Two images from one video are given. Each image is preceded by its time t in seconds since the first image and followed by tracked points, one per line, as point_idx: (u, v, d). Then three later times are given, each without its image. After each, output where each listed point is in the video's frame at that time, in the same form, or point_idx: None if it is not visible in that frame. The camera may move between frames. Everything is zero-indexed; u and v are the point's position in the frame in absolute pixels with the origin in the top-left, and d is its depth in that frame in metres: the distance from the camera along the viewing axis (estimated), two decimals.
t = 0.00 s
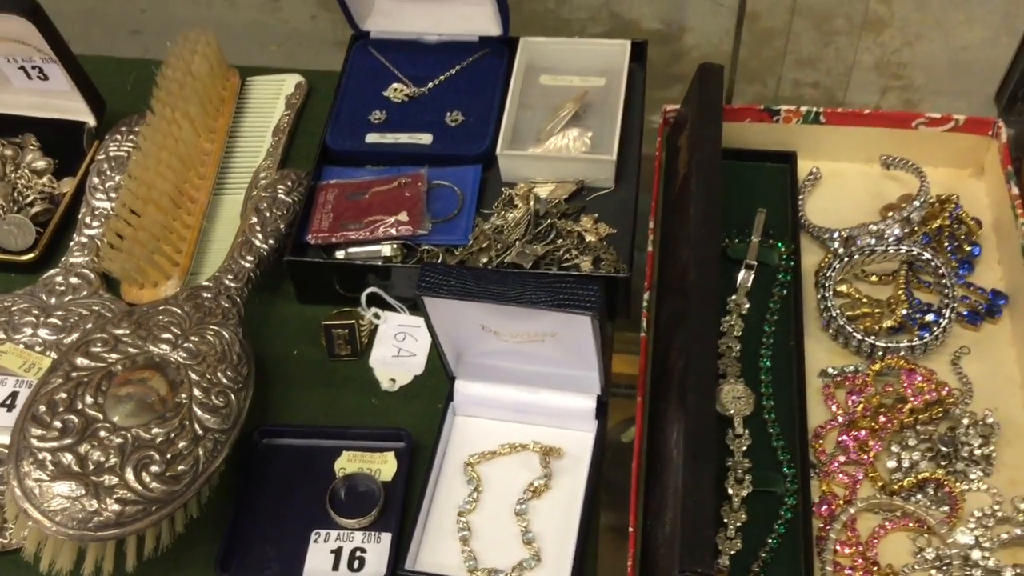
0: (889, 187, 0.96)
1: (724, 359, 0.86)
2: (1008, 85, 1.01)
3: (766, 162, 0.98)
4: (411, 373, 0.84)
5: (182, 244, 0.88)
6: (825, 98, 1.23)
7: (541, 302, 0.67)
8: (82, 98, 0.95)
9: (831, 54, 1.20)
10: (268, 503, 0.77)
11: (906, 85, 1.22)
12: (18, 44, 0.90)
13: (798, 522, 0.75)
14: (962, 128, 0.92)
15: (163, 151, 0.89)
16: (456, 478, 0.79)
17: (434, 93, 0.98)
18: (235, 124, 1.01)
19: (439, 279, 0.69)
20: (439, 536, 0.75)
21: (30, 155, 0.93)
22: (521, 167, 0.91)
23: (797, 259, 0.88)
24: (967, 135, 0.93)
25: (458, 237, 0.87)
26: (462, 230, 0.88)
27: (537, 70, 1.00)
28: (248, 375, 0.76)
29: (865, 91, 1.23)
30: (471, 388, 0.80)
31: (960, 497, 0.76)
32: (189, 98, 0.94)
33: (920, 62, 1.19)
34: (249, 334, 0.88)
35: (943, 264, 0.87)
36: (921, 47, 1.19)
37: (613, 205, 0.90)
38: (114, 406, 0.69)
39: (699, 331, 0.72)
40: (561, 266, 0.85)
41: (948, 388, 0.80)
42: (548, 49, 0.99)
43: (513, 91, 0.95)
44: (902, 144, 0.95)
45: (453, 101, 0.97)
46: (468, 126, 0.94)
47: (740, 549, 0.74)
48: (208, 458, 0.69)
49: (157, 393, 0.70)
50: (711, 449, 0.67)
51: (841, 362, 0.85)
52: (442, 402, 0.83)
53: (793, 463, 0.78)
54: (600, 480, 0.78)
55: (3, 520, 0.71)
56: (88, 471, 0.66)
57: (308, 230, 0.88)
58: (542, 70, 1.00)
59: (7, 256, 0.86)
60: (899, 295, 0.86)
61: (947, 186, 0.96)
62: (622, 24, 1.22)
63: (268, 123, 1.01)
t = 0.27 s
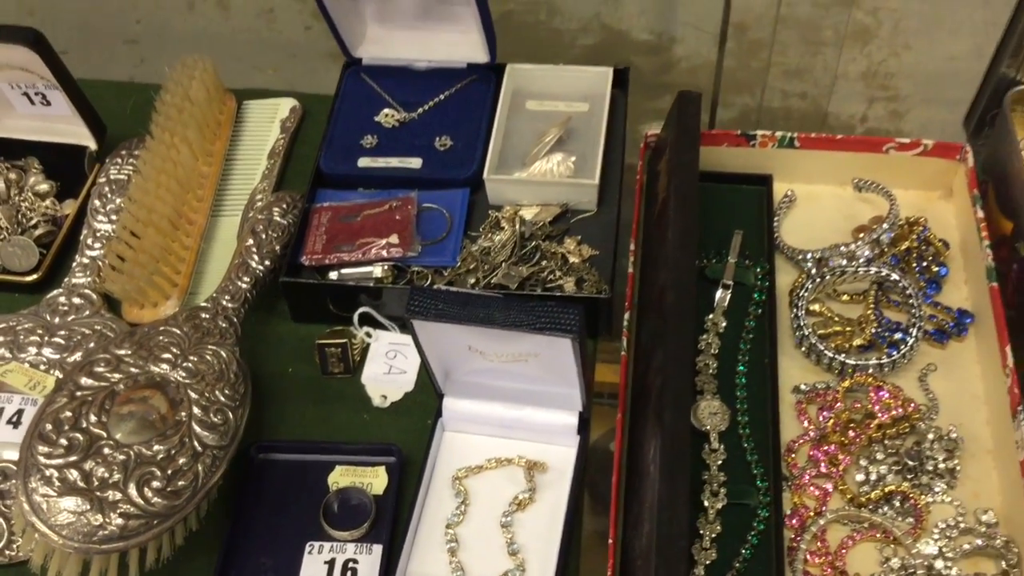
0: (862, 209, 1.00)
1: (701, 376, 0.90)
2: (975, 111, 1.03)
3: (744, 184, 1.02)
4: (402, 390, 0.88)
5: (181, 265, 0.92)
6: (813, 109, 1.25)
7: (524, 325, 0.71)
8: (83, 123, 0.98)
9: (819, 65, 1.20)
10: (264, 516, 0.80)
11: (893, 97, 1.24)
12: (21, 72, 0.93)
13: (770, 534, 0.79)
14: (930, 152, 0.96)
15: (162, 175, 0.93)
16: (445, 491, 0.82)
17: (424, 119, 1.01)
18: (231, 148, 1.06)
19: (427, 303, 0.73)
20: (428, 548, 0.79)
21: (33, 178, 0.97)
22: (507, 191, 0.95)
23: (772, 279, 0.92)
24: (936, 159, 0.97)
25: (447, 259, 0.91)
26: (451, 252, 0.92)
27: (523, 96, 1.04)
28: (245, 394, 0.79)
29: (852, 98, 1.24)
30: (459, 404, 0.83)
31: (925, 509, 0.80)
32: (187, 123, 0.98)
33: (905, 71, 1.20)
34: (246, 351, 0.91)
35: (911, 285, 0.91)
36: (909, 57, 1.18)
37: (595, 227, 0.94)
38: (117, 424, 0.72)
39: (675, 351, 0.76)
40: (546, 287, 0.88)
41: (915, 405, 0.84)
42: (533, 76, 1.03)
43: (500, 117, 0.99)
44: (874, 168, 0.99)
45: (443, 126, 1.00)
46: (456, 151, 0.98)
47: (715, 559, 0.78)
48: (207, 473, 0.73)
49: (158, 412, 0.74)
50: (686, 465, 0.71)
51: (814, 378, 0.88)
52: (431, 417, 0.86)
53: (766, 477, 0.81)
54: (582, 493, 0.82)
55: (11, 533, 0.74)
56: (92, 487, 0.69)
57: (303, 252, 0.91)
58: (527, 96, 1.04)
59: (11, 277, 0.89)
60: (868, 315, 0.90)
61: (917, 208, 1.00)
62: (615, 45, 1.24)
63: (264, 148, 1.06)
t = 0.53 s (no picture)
0: (839, 213, 1.03)
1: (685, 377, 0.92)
2: (949, 118, 1.06)
3: (726, 190, 1.05)
4: (394, 393, 0.90)
5: (176, 272, 0.94)
6: (796, 110, 1.27)
7: (512, 332, 0.73)
8: (78, 132, 1.00)
9: (800, 65, 1.24)
10: (260, 518, 0.82)
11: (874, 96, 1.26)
12: (16, 83, 0.94)
13: (753, 530, 0.81)
14: (906, 158, 0.99)
15: (157, 184, 0.95)
16: (437, 492, 0.85)
17: (413, 127, 1.03)
18: (223, 155, 1.08)
19: (419, 310, 0.75)
20: (421, 547, 0.81)
21: (28, 187, 0.98)
22: (495, 198, 0.97)
23: (753, 283, 0.95)
24: (912, 165, 0.99)
25: (437, 265, 0.94)
26: (441, 258, 0.94)
27: (509, 104, 1.06)
28: (241, 399, 0.81)
29: (833, 98, 1.27)
30: (450, 407, 0.86)
31: (902, 505, 0.83)
32: (180, 132, 1.00)
33: (887, 70, 1.24)
34: (240, 356, 0.93)
35: (888, 288, 0.94)
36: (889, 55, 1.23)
37: (581, 233, 0.96)
38: (117, 429, 0.74)
39: (660, 355, 0.79)
40: (533, 292, 0.90)
41: (892, 404, 0.87)
42: (520, 85, 1.05)
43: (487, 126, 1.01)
44: (852, 174, 1.02)
45: (432, 134, 1.03)
46: (445, 159, 1.00)
47: (700, 555, 0.80)
48: (204, 476, 0.74)
49: (156, 417, 0.75)
50: (671, 464, 0.74)
51: (794, 379, 0.91)
52: (423, 420, 0.88)
53: (749, 476, 0.84)
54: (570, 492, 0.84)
55: (13, 536, 0.76)
56: (94, 491, 0.71)
57: (296, 259, 0.93)
58: (514, 104, 1.06)
59: (9, 285, 0.91)
60: (846, 317, 0.93)
61: (894, 212, 1.03)
62: (598, 46, 1.29)
63: (255, 156, 1.08)
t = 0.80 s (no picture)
0: (813, 207, 1.05)
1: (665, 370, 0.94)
2: (918, 112, 1.09)
3: (702, 185, 1.07)
4: (381, 390, 0.91)
5: (162, 274, 0.94)
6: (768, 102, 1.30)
7: (498, 329, 0.75)
8: (60, 136, 1.01)
9: (771, 56, 1.25)
10: (252, 516, 0.84)
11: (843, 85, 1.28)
12: None
13: (733, 518, 0.84)
14: (876, 152, 1.02)
15: (142, 186, 0.95)
16: (425, 487, 0.86)
17: (394, 127, 1.05)
18: (206, 156, 1.08)
19: (406, 310, 0.77)
20: (411, 541, 0.83)
21: (12, 191, 0.99)
22: (477, 197, 0.99)
23: (730, 277, 0.97)
24: (882, 159, 1.03)
25: (422, 263, 0.95)
26: (425, 256, 0.96)
27: (489, 103, 1.08)
28: (231, 399, 0.82)
29: (804, 87, 1.28)
30: (437, 403, 0.87)
31: (877, 491, 0.85)
32: (163, 134, 1.01)
33: (856, 59, 1.25)
34: (228, 356, 0.94)
35: (861, 280, 0.97)
36: (857, 44, 1.24)
37: (562, 230, 0.98)
38: (110, 431, 0.75)
39: (642, 349, 0.81)
40: (516, 289, 0.93)
41: (865, 393, 0.89)
42: (498, 84, 1.07)
43: (468, 125, 1.02)
44: (824, 169, 1.05)
45: (414, 134, 1.04)
46: (427, 158, 1.01)
47: (682, 543, 0.83)
48: (197, 476, 0.76)
49: (147, 418, 0.77)
50: (654, 456, 0.76)
51: (771, 370, 0.94)
52: (410, 416, 0.90)
53: (728, 465, 0.86)
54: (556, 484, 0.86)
55: (7, 538, 0.77)
56: (88, 493, 0.72)
57: (281, 259, 0.94)
58: (494, 103, 1.08)
59: None
60: (821, 309, 0.96)
61: (866, 205, 1.05)
62: (572, 37, 1.28)
63: (237, 156, 1.09)
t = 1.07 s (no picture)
0: (782, 193, 1.08)
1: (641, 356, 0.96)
2: (883, 97, 1.11)
3: (673, 174, 1.09)
4: (362, 383, 0.93)
5: (141, 273, 0.95)
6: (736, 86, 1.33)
7: (478, 320, 0.76)
8: (35, 137, 1.01)
9: (738, 41, 1.27)
10: (237, 510, 0.85)
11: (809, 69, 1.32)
12: None
13: (711, 499, 0.86)
14: (843, 139, 1.04)
15: (118, 186, 0.95)
16: (409, 477, 0.87)
17: (369, 123, 1.05)
18: (181, 155, 1.09)
19: (387, 304, 0.78)
20: (396, 530, 0.84)
21: None
22: (452, 190, 1.00)
23: (702, 264, 0.99)
24: (849, 145, 1.05)
25: (400, 256, 0.96)
26: (403, 250, 0.97)
27: (462, 97, 1.09)
28: (213, 395, 0.83)
29: (771, 73, 1.32)
30: (418, 395, 0.89)
31: (849, 469, 0.87)
32: (138, 134, 1.01)
33: (821, 44, 1.28)
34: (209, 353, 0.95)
35: (830, 264, 0.99)
36: (823, 28, 1.27)
37: (538, 221, 1.00)
38: (94, 430, 0.76)
39: (618, 335, 0.83)
40: (494, 279, 0.94)
41: (836, 374, 0.92)
42: (471, 79, 1.08)
43: (441, 119, 1.04)
44: (792, 156, 1.07)
45: (388, 129, 1.05)
46: (402, 153, 1.03)
47: (661, 525, 0.84)
48: (182, 472, 0.77)
49: (131, 417, 0.77)
50: (632, 441, 0.78)
51: (744, 354, 0.96)
52: (391, 408, 0.91)
53: (705, 448, 0.88)
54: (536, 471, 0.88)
55: None
56: (76, 491, 0.73)
57: (259, 256, 0.95)
58: (467, 97, 1.09)
59: None
60: (792, 293, 0.98)
61: (833, 191, 1.08)
62: (541, 27, 1.29)
63: (212, 154, 1.09)
